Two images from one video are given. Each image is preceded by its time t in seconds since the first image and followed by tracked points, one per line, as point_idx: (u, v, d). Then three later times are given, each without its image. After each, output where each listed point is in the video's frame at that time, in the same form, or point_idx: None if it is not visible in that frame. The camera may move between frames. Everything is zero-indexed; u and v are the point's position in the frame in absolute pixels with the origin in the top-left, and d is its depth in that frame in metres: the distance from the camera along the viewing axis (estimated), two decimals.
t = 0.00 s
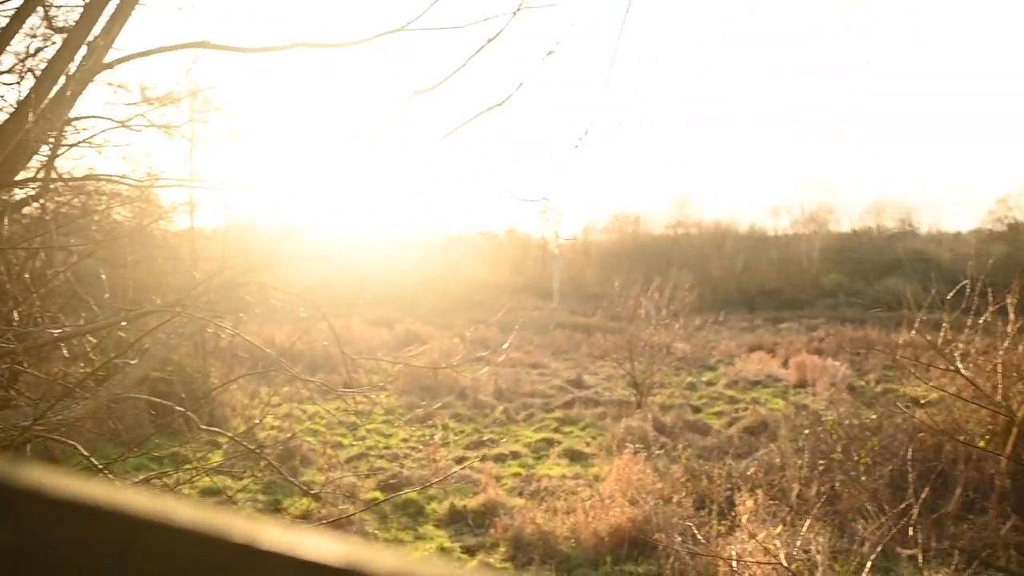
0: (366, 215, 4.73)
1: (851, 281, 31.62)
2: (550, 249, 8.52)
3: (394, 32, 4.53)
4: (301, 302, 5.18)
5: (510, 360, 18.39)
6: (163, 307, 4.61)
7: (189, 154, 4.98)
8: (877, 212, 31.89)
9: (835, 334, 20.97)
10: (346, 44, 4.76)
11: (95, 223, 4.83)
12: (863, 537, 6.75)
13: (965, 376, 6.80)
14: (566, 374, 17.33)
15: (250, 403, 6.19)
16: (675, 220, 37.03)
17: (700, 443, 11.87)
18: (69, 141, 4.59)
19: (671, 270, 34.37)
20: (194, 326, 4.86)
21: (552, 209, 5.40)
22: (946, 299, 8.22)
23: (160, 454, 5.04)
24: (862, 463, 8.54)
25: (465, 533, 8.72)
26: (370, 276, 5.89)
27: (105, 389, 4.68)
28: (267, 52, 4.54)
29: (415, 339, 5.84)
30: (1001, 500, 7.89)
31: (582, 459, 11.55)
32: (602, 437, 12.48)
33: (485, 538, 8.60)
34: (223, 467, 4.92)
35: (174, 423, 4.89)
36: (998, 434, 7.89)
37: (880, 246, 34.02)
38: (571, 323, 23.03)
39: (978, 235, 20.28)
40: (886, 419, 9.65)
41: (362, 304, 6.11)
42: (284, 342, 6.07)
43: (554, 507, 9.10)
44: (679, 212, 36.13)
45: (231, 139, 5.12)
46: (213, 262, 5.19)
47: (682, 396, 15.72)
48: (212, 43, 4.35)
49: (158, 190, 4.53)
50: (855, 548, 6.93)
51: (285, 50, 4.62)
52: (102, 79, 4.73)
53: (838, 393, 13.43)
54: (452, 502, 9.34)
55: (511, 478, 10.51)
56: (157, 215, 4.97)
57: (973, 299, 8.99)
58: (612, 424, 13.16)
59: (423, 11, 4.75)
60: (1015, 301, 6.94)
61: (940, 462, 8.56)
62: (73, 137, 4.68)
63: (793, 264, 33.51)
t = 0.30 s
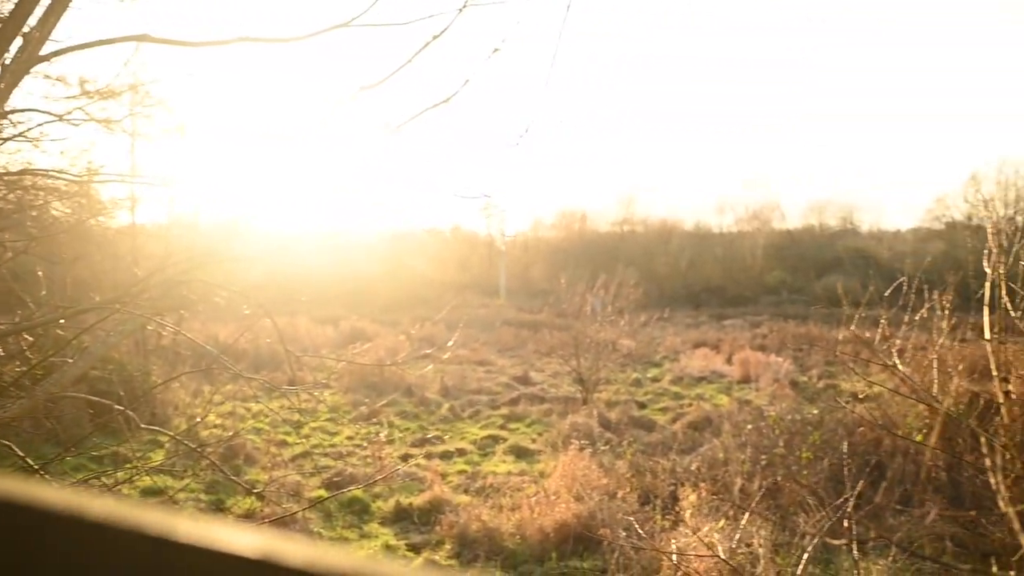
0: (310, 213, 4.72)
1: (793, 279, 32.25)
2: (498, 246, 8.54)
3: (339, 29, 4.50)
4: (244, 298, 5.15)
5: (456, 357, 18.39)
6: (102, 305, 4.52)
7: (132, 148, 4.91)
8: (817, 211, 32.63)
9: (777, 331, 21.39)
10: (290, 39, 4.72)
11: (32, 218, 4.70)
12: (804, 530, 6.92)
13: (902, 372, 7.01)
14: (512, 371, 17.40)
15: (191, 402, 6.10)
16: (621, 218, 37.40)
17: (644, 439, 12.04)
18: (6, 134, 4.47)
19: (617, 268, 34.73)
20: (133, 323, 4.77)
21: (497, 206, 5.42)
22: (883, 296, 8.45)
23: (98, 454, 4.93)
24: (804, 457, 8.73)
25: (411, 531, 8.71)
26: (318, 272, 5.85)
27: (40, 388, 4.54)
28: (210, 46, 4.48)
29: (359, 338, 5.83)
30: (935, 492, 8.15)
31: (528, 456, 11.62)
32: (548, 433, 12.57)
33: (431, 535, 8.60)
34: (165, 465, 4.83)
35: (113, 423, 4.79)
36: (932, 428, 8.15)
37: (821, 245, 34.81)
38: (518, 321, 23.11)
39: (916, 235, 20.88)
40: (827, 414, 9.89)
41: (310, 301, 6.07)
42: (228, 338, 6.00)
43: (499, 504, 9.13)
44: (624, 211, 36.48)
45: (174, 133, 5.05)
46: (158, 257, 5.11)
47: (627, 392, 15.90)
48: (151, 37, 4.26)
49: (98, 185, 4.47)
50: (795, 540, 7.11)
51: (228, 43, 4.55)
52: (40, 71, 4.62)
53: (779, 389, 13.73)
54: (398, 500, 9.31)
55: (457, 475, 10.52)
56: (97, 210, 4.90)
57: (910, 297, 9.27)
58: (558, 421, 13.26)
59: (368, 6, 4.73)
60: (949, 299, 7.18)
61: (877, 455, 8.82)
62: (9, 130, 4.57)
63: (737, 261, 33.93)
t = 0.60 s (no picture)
0: (256, 208, 4.70)
1: (738, 277, 32.82)
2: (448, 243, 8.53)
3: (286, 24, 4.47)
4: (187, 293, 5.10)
5: (403, 354, 18.32)
6: (39, 301, 4.42)
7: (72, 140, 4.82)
8: (762, 210, 33.24)
9: (723, 328, 21.75)
10: (237, 32, 4.67)
11: None
12: (747, 523, 7.08)
13: (842, 367, 7.21)
14: (460, 368, 17.41)
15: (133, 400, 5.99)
16: (569, 215, 37.64)
17: (591, 436, 12.17)
18: None
19: (565, 265, 34.95)
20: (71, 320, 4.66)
21: (442, 201, 5.42)
22: (823, 294, 8.68)
23: (36, 455, 4.82)
24: (748, 452, 8.92)
25: (357, 529, 8.67)
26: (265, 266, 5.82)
27: None
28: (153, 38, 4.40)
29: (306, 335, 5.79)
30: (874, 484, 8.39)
31: (475, 453, 11.65)
32: (496, 430, 12.61)
33: (378, 533, 8.58)
34: (105, 466, 4.74)
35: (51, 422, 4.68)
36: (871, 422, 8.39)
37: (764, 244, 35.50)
38: (466, 318, 23.10)
39: (858, 234, 21.39)
40: (770, 409, 10.12)
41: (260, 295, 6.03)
42: (171, 335, 5.90)
43: (447, 501, 9.15)
44: (573, 208, 36.74)
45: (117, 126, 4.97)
46: (98, 253, 5.01)
47: (574, 389, 16.04)
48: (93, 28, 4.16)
49: (37, 178, 4.38)
50: (739, 533, 7.27)
51: (171, 36, 4.49)
52: None
53: (724, 385, 13.98)
54: (344, 498, 9.26)
55: (404, 472, 10.50)
56: (36, 205, 4.78)
57: (852, 295, 9.52)
58: (506, 418, 13.32)
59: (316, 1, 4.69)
60: (888, 297, 7.40)
61: (818, 449, 9.05)
62: None
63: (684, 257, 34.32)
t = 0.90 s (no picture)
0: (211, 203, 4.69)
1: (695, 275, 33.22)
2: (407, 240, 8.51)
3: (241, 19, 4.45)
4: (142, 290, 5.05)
5: (361, 352, 18.23)
6: None
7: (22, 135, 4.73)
8: (718, 209, 33.66)
9: (679, 325, 22.02)
10: (193, 26, 4.62)
11: None
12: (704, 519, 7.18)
13: (797, 364, 7.35)
14: (418, 366, 17.38)
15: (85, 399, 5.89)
16: (528, 213, 37.75)
17: (549, 433, 12.24)
18: None
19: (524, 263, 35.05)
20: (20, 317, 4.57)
21: (399, 198, 5.42)
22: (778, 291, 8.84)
23: None
24: (704, 448, 9.05)
25: (315, 528, 8.62)
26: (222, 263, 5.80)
27: None
28: (106, 32, 4.34)
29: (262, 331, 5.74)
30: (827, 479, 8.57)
31: (433, 450, 11.64)
32: (454, 428, 12.62)
33: (334, 531, 8.53)
34: (56, 466, 4.66)
35: None
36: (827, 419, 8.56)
37: (721, 242, 35.98)
38: (424, 315, 23.06)
39: (812, 233, 21.77)
40: (726, 406, 10.28)
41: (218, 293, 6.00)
42: (125, 332, 5.82)
43: (405, 499, 9.14)
44: (532, 206, 36.85)
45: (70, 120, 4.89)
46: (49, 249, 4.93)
47: (533, 386, 16.12)
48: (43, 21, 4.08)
49: None
50: (695, 528, 7.38)
51: (123, 29, 4.43)
52: None
53: (681, 382, 14.15)
54: (301, 496, 9.20)
55: (362, 470, 10.46)
56: None
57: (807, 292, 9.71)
58: (464, 415, 13.32)
59: None
60: (843, 295, 7.56)
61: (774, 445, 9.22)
62: None
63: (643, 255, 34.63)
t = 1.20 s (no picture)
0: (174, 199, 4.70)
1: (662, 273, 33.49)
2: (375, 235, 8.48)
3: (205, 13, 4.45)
4: (103, 285, 5.01)
5: (328, 349, 18.14)
6: None
7: None
8: (685, 206, 33.94)
9: (646, 323, 22.18)
10: (157, 19, 4.60)
11: None
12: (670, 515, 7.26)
13: (762, 361, 7.46)
14: (386, 363, 17.33)
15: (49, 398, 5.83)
16: (496, 210, 37.80)
17: (517, 429, 12.27)
18: None
19: (492, 260, 35.07)
20: None
21: (365, 194, 5.42)
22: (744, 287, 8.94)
23: None
24: (670, 445, 9.15)
25: (280, 526, 8.56)
26: (183, 259, 5.77)
27: None
28: (69, 24, 4.29)
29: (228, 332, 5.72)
30: (792, 475, 8.71)
31: (401, 447, 11.62)
32: (422, 425, 12.60)
33: (301, 529, 8.48)
34: (18, 466, 4.61)
35: None
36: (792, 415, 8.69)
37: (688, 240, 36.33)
38: (392, 313, 22.99)
39: (777, 231, 22.03)
40: (693, 402, 10.39)
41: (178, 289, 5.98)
42: (90, 329, 5.76)
43: (372, 496, 9.11)
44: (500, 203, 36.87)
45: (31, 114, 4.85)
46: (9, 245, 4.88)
47: (500, 383, 16.15)
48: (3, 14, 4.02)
49: None
50: (661, 525, 7.48)
51: (84, 23, 4.36)
52: None
53: (648, 379, 14.25)
54: (267, 494, 9.14)
55: (329, 467, 10.41)
56: None
57: (772, 290, 9.84)
58: (432, 412, 13.31)
59: None
60: (807, 292, 7.67)
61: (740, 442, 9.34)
62: None
63: (610, 253, 34.82)
